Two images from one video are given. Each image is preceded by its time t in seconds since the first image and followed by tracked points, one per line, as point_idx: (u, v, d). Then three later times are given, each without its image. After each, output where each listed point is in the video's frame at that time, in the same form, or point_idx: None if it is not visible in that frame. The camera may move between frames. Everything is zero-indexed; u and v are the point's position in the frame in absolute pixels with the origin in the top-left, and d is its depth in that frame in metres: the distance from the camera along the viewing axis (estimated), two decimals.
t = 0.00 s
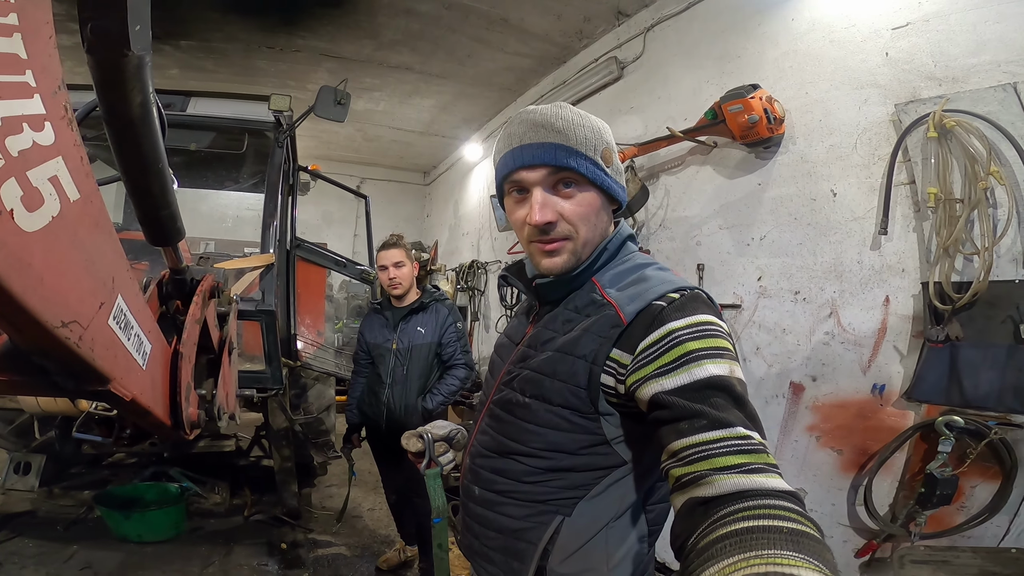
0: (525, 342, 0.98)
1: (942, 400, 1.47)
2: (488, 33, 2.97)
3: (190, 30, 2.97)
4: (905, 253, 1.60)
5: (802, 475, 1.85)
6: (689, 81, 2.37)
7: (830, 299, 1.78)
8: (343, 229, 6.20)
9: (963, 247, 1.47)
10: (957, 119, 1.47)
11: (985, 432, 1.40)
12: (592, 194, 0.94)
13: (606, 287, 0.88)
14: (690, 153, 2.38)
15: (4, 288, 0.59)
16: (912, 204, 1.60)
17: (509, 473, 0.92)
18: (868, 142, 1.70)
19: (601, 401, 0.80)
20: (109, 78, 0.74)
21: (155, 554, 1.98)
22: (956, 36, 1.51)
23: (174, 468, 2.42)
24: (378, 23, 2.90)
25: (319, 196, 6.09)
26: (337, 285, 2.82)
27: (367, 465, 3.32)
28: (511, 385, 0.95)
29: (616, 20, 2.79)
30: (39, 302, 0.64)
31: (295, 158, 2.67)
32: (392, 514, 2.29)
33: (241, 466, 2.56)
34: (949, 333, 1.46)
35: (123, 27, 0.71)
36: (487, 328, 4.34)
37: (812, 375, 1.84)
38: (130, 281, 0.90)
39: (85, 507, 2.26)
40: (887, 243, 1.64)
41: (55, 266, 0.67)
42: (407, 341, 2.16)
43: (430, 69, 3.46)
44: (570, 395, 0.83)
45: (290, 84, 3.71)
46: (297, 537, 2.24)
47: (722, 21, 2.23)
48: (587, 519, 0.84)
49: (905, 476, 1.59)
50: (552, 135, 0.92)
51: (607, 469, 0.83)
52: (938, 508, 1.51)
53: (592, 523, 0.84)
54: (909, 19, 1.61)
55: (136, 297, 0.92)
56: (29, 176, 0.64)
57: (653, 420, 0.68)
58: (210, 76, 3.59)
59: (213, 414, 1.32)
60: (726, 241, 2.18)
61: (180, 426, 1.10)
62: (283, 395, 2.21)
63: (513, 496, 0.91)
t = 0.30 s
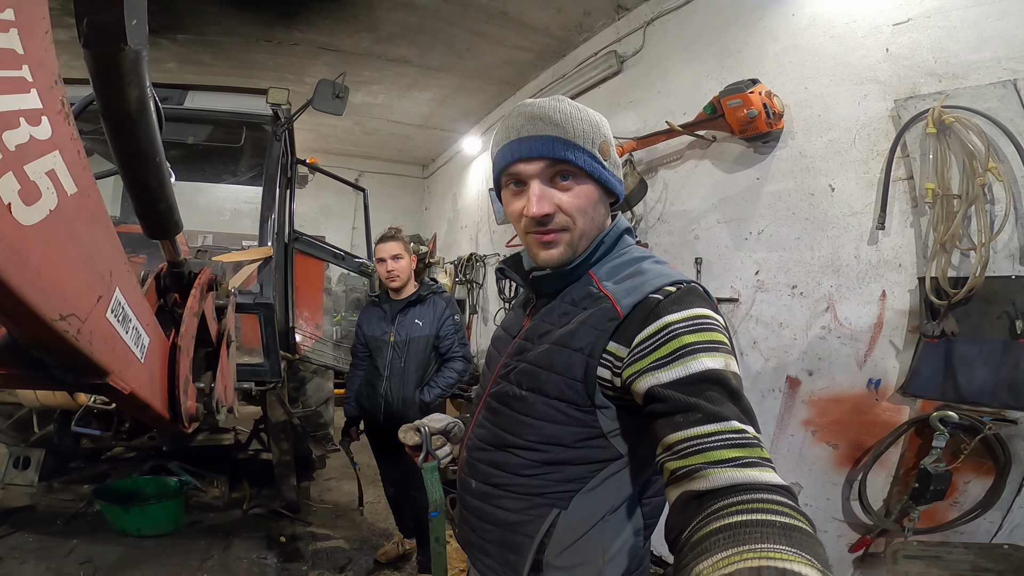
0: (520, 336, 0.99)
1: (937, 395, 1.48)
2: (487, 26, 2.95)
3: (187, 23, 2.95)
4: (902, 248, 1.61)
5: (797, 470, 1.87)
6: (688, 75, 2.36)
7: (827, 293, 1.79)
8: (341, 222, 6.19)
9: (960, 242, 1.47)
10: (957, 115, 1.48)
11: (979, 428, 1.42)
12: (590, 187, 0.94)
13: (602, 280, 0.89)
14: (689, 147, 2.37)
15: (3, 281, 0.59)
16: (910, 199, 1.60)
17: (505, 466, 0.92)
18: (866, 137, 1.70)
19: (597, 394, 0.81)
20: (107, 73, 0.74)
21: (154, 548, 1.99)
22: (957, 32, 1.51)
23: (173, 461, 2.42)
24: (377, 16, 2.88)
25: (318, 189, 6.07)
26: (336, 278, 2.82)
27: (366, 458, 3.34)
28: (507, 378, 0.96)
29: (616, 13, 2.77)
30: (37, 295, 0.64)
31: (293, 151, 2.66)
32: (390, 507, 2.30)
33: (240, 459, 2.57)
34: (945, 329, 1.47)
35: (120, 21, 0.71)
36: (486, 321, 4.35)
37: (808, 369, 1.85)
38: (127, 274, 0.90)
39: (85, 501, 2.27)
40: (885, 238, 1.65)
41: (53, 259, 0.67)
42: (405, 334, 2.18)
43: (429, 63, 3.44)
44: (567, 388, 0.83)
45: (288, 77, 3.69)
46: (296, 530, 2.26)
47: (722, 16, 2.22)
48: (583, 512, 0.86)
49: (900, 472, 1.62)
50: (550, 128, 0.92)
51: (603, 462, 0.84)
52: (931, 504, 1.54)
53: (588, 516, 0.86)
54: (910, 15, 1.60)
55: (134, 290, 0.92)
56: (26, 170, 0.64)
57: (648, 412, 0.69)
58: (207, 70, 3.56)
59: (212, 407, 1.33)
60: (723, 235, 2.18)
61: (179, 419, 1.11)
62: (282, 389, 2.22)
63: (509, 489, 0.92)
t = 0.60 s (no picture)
0: (519, 322, 0.99)
1: (930, 386, 1.49)
2: (487, 15, 2.92)
3: (182, 12, 2.91)
4: (899, 239, 1.61)
5: (792, 460, 1.89)
6: (687, 66, 2.35)
7: (824, 283, 1.79)
8: (340, 210, 6.17)
9: (957, 234, 1.47)
10: (956, 108, 1.47)
11: (973, 420, 1.43)
12: (588, 175, 0.94)
13: (600, 268, 0.89)
14: (688, 137, 2.36)
15: (3, 269, 0.59)
16: (907, 190, 1.60)
17: (502, 453, 0.93)
18: (866, 129, 1.69)
19: (594, 381, 0.81)
20: (103, 63, 0.74)
21: (155, 538, 2.01)
22: (958, 24, 1.50)
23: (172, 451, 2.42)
24: (375, 4, 2.84)
25: (316, 178, 6.04)
26: (334, 267, 2.82)
27: (364, 447, 3.36)
28: (506, 364, 0.97)
29: (617, 2, 2.74)
30: (38, 284, 0.64)
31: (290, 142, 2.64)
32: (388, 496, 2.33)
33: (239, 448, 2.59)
34: (940, 320, 1.48)
35: (116, 13, 0.70)
36: (484, 309, 4.36)
37: (804, 359, 1.86)
38: (126, 262, 0.90)
39: (85, 492, 2.29)
40: (882, 230, 1.65)
41: (53, 248, 0.67)
42: (403, 321, 2.18)
43: (428, 52, 3.41)
44: (563, 374, 0.84)
45: (285, 66, 3.65)
46: (295, 519, 2.28)
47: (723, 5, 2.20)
48: (579, 499, 0.87)
49: (892, 462, 1.64)
50: (549, 116, 0.92)
51: (599, 450, 0.85)
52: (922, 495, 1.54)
53: (584, 503, 0.87)
54: (912, 8, 1.59)
55: (134, 278, 0.93)
56: (25, 159, 0.64)
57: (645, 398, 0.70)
58: (204, 60, 3.52)
59: (210, 395, 1.32)
60: (722, 225, 2.18)
61: (178, 407, 1.12)
62: (280, 376, 2.22)
63: (506, 475, 0.93)
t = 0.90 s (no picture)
0: (517, 274, 0.84)
1: (936, 353, 1.48)
2: None
3: None
4: (914, 202, 1.53)
5: (791, 427, 1.83)
6: (698, 24, 2.16)
7: (833, 245, 1.69)
8: (336, 167, 6.03)
9: (974, 199, 1.42)
10: (984, 74, 1.40)
11: (977, 391, 1.42)
12: (596, 120, 0.79)
13: (607, 219, 0.76)
14: (697, 95, 2.13)
15: None
16: (925, 154, 1.52)
17: (498, 416, 0.84)
18: (885, 93, 1.58)
19: (599, 339, 0.71)
20: (66, 15, 0.73)
21: (158, 506, 2.06)
22: None
23: (172, 416, 2.42)
24: None
25: (311, 137, 5.88)
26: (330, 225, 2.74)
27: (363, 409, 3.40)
28: (502, 320, 0.83)
29: None
30: None
31: (282, 96, 2.51)
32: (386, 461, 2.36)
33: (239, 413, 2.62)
34: (952, 286, 1.44)
35: None
36: (483, 266, 4.30)
37: (808, 322, 1.77)
38: (100, 218, 0.87)
39: (89, 461, 2.33)
40: (896, 192, 1.56)
41: (10, 200, 0.65)
42: (399, 277, 2.14)
43: (424, 8, 3.22)
44: (564, 330, 0.73)
45: (277, 27, 3.47)
46: (296, 483, 2.33)
47: None
48: (580, 466, 0.81)
49: (893, 432, 1.62)
50: (550, 56, 0.78)
51: (602, 414, 0.78)
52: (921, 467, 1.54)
53: (586, 471, 0.81)
54: None
55: (110, 236, 0.90)
56: None
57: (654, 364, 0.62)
58: (190, 22, 3.37)
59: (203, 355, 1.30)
60: (728, 183, 2.00)
61: (167, 369, 1.11)
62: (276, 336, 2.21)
63: (503, 441, 0.84)
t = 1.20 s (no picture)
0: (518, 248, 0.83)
1: (944, 335, 1.46)
2: None
3: None
4: (924, 182, 1.51)
5: (794, 410, 1.80)
6: None
7: (840, 224, 1.66)
8: (338, 149, 5.99)
9: (987, 179, 1.40)
10: (1000, 56, 1.37)
11: (984, 374, 1.41)
12: (599, 93, 0.77)
13: (610, 193, 0.74)
14: (702, 74, 2.08)
15: None
16: (937, 134, 1.49)
17: (497, 395, 0.83)
18: (898, 72, 1.55)
19: (600, 314, 0.69)
20: None
21: (166, 490, 2.08)
22: None
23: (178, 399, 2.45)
24: None
25: (311, 118, 5.82)
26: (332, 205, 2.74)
27: (366, 389, 3.41)
28: (502, 295, 0.82)
29: None
30: None
31: (284, 82, 2.50)
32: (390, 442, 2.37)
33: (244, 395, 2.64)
34: (962, 267, 1.41)
35: None
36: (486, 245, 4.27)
37: (814, 302, 1.73)
38: (93, 197, 0.85)
39: (97, 445, 2.36)
40: (907, 171, 1.53)
41: None
42: (401, 256, 2.12)
43: None
44: (565, 305, 0.71)
45: (275, 7, 3.40)
46: (300, 465, 2.35)
47: None
48: (580, 445, 0.80)
49: (897, 417, 1.61)
50: (552, 28, 0.75)
51: (603, 392, 0.77)
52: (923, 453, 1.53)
53: (586, 452, 0.80)
54: None
55: (104, 215, 0.88)
56: None
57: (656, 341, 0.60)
58: (185, 2, 3.31)
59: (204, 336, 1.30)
60: (734, 161, 1.95)
61: (167, 350, 1.11)
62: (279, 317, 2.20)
63: (502, 420, 0.83)
